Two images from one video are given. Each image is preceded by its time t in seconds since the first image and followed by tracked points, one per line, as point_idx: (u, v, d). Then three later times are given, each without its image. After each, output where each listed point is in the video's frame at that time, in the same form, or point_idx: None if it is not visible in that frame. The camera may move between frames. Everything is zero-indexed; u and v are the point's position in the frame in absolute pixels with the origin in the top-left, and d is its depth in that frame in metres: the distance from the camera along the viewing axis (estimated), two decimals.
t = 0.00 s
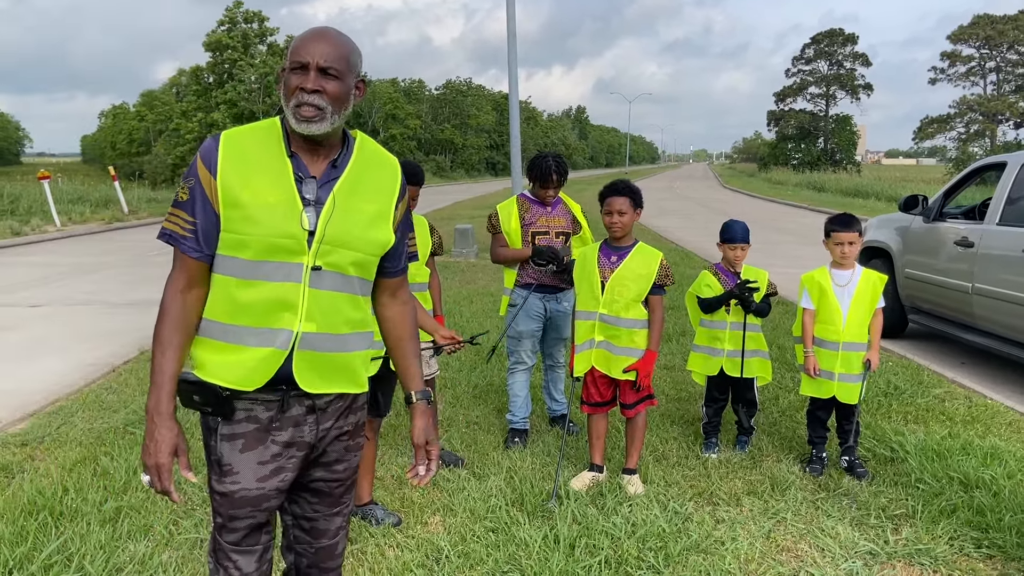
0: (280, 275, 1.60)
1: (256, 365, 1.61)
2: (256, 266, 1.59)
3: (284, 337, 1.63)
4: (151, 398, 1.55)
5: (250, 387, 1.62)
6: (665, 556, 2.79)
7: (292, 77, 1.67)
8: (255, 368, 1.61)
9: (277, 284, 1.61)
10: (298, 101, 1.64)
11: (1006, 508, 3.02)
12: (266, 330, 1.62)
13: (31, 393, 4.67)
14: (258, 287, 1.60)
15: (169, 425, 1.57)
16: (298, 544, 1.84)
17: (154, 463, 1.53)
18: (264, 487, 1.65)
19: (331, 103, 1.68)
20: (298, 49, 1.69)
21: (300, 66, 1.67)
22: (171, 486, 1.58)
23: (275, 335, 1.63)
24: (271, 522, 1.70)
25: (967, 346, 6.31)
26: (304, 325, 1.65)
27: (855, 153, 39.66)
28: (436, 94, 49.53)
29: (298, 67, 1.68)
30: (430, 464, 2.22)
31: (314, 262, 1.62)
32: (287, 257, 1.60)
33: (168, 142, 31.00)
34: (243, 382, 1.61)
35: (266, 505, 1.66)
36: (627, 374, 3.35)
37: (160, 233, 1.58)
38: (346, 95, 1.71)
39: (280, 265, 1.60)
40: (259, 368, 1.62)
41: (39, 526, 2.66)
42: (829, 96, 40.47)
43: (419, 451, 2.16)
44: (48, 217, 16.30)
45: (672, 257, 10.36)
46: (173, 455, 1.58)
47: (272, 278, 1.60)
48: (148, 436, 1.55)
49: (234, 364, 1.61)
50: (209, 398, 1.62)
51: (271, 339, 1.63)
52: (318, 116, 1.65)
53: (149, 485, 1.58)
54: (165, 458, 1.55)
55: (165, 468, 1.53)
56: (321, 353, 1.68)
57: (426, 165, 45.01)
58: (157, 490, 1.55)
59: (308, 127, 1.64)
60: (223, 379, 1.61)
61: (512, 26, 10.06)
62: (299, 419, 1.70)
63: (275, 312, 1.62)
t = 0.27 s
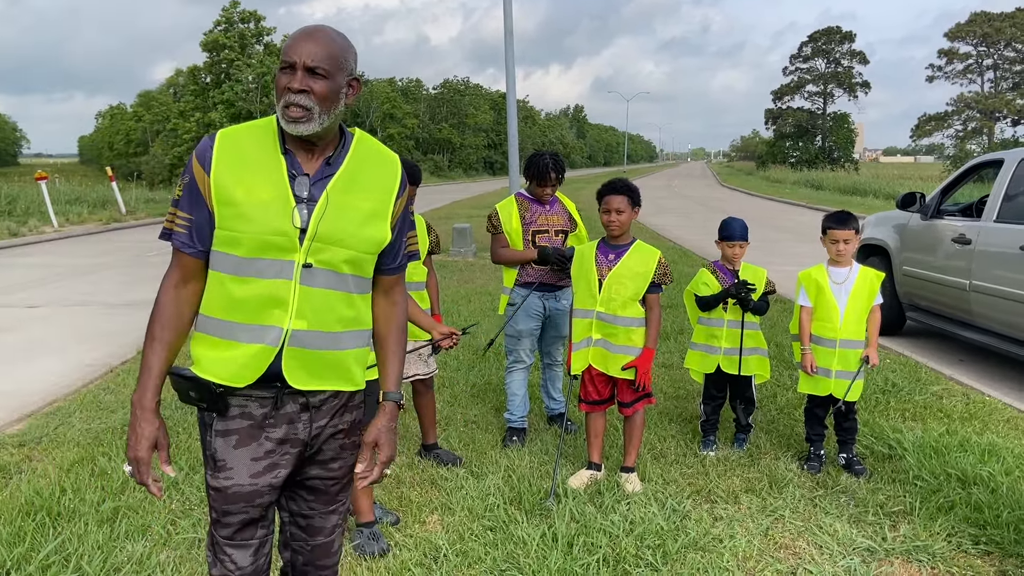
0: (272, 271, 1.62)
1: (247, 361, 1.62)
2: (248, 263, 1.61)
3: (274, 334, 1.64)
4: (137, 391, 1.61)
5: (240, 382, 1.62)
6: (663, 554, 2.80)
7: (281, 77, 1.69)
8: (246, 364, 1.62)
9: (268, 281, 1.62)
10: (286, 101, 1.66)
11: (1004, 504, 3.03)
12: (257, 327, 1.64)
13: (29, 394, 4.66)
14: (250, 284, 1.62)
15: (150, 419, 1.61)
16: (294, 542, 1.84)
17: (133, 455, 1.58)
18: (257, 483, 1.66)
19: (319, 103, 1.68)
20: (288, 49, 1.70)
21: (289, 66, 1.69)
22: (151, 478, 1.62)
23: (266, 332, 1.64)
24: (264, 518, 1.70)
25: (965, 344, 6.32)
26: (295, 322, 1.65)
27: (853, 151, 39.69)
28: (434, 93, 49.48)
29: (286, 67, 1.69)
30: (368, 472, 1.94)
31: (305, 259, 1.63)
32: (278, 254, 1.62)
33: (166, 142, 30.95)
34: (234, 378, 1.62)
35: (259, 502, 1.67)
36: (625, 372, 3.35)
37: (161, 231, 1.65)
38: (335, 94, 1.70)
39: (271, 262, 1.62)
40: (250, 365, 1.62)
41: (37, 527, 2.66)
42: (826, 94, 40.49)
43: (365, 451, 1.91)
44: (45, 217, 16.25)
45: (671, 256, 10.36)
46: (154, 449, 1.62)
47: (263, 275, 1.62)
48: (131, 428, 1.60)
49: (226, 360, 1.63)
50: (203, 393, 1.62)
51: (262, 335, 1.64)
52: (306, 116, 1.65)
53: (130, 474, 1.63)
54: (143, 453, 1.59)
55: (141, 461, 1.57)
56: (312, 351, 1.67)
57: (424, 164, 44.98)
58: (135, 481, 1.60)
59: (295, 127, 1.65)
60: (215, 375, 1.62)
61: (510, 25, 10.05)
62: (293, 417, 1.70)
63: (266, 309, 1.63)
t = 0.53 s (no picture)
0: (261, 271, 1.62)
1: (239, 362, 1.64)
2: (235, 263, 1.62)
3: (264, 334, 1.64)
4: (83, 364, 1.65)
5: (236, 381, 1.64)
6: (661, 552, 2.80)
7: (260, 79, 1.68)
8: (239, 364, 1.64)
9: (257, 282, 1.62)
10: (265, 103, 1.65)
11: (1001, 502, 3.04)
12: (249, 328, 1.64)
13: (27, 395, 4.66)
14: (239, 285, 1.63)
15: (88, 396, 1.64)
16: (291, 543, 1.84)
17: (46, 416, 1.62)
18: (250, 485, 1.66)
19: (296, 102, 1.66)
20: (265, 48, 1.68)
21: (265, 67, 1.67)
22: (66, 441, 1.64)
23: (256, 332, 1.64)
24: (258, 519, 1.71)
25: (963, 341, 6.34)
26: (284, 321, 1.65)
27: (851, 149, 39.73)
28: (432, 93, 49.46)
29: (263, 67, 1.67)
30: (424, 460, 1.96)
31: (294, 258, 1.63)
32: (266, 254, 1.62)
33: (163, 142, 30.92)
34: (228, 379, 1.64)
35: (253, 503, 1.67)
36: (625, 370, 3.36)
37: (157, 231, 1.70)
38: (314, 92, 1.69)
39: (260, 261, 1.62)
40: (243, 364, 1.64)
41: (35, 528, 2.66)
42: (824, 93, 40.52)
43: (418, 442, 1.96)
44: (43, 218, 16.23)
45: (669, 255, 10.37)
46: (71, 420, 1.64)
47: (251, 275, 1.62)
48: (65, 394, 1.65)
49: (219, 361, 1.64)
50: (196, 395, 1.64)
51: (252, 336, 1.64)
52: (284, 118, 1.65)
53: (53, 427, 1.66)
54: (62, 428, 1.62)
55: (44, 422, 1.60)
56: (302, 350, 1.67)
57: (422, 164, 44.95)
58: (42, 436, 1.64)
59: (274, 129, 1.65)
60: (209, 377, 1.64)
61: (507, 25, 10.05)
62: (287, 418, 1.70)
63: (256, 310, 1.64)
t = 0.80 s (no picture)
0: (253, 274, 1.63)
1: (232, 367, 1.65)
2: (227, 267, 1.63)
3: (258, 337, 1.65)
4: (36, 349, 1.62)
5: (230, 385, 1.65)
6: (658, 551, 2.82)
7: (280, 82, 1.67)
8: (232, 367, 1.65)
9: (250, 285, 1.63)
10: (292, 107, 1.66)
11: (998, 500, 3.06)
12: (242, 332, 1.65)
13: (25, 396, 4.66)
14: (231, 289, 1.64)
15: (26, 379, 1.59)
16: (287, 544, 1.85)
17: None
18: (244, 489, 1.68)
19: (319, 105, 1.72)
20: (278, 52, 1.68)
21: (286, 70, 1.68)
22: None
23: (250, 335, 1.65)
24: (253, 523, 1.72)
25: (960, 339, 6.36)
26: (278, 324, 1.66)
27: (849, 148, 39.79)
28: (430, 93, 49.45)
29: (282, 71, 1.68)
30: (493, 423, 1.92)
31: (286, 260, 1.63)
32: (258, 257, 1.63)
33: (161, 142, 30.88)
34: (221, 383, 1.65)
35: (247, 507, 1.69)
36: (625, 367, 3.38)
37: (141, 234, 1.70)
38: (329, 93, 1.76)
39: (252, 264, 1.62)
40: (236, 367, 1.65)
41: (34, 528, 2.67)
42: (822, 92, 40.57)
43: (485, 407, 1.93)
44: (41, 219, 16.20)
45: (666, 254, 10.39)
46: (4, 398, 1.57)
47: (243, 278, 1.63)
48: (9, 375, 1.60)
49: (211, 366, 1.66)
50: (190, 400, 1.67)
51: (245, 340, 1.65)
52: (313, 120, 1.69)
53: None
54: None
55: None
56: (297, 353, 1.68)
57: (420, 164, 44.94)
58: None
59: (304, 132, 1.68)
60: (202, 382, 1.66)
61: (505, 24, 10.06)
62: (282, 421, 1.71)
63: (249, 313, 1.64)
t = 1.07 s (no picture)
0: (249, 277, 1.62)
1: (232, 371, 1.63)
2: (222, 271, 1.61)
3: (258, 341, 1.65)
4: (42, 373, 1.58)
5: (228, 391, 1.64)
6: (656, 551, 2.82)
7: (267, 79, 1.67)
8: (232, 373, 1.63)
9: (246, 288, 1.62)
10: (277, 104, 1.66)
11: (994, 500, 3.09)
12: (238, 337, 1.64)
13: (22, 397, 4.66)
14: (227, 293, 1.62)
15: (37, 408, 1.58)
16: (282, 548, 1.86)
17: None
18: (246, 494, 1.68)
19: (306, 103, 1.71)
20: (265, 49, 1.68)
21: (274, 67, 1.67)
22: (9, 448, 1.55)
23: (249, 340, 1.64)
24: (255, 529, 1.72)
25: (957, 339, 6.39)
26: (277, 327, 1.66)
27: (846, 148, 39.85)
28: (428, 93, 49.45)
29: (270, 68, 1.67)
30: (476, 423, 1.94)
31: (282, 263, 1.64)
32: (255, 260, 1.62)
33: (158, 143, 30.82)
34: (219, 389, 1.63)
35: (250, 513, 1.69)
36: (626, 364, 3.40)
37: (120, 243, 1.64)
38: (316, 93, 1.76)
39: (248, 268, 1.62)
40: (237, 373, 1.63)
41: (31, 530, 2.66)
42: (820, 92, 40.62)
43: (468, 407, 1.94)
44: (38, 220, 16.17)
45: (664, 254, 10.40)
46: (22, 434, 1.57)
47: (239, 282, 1.62)
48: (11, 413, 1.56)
49: (208, 372, 1.63)
50: (185, 407, 1.64)
51: (244, 344, 1.64)
52: (298, 118, 1.69)
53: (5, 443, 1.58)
54: (12, 445, 1.53)
55: None
56: (297, 356, 1.68)
57: (418, 164, 44.94)
58: None
59: (289, 129, 1.67)
60: (198, 388, 1.63)
61: (502, 25, 10.07)
62: (280, 424, 1.72)
63: (245, 318, 1.63)
